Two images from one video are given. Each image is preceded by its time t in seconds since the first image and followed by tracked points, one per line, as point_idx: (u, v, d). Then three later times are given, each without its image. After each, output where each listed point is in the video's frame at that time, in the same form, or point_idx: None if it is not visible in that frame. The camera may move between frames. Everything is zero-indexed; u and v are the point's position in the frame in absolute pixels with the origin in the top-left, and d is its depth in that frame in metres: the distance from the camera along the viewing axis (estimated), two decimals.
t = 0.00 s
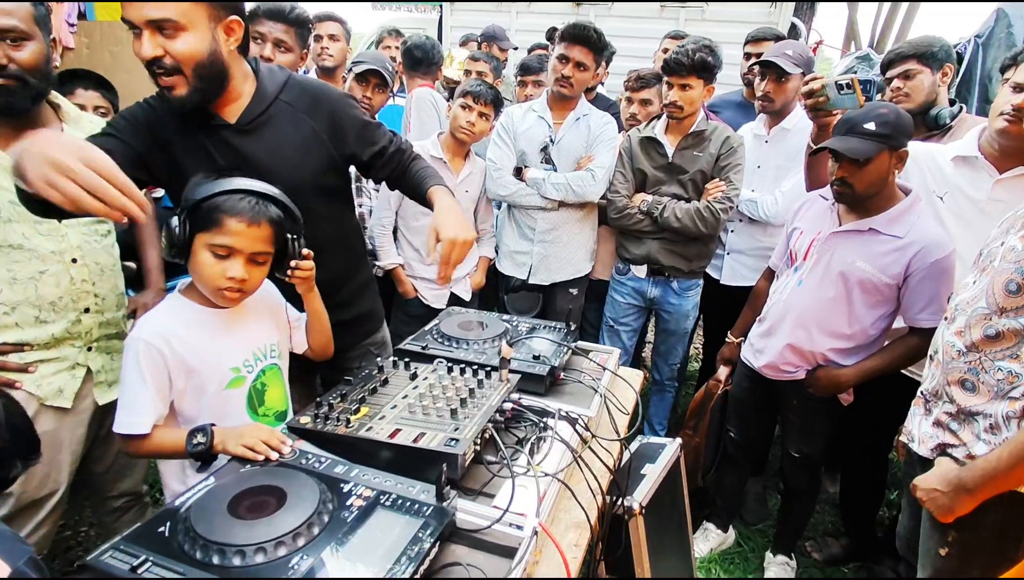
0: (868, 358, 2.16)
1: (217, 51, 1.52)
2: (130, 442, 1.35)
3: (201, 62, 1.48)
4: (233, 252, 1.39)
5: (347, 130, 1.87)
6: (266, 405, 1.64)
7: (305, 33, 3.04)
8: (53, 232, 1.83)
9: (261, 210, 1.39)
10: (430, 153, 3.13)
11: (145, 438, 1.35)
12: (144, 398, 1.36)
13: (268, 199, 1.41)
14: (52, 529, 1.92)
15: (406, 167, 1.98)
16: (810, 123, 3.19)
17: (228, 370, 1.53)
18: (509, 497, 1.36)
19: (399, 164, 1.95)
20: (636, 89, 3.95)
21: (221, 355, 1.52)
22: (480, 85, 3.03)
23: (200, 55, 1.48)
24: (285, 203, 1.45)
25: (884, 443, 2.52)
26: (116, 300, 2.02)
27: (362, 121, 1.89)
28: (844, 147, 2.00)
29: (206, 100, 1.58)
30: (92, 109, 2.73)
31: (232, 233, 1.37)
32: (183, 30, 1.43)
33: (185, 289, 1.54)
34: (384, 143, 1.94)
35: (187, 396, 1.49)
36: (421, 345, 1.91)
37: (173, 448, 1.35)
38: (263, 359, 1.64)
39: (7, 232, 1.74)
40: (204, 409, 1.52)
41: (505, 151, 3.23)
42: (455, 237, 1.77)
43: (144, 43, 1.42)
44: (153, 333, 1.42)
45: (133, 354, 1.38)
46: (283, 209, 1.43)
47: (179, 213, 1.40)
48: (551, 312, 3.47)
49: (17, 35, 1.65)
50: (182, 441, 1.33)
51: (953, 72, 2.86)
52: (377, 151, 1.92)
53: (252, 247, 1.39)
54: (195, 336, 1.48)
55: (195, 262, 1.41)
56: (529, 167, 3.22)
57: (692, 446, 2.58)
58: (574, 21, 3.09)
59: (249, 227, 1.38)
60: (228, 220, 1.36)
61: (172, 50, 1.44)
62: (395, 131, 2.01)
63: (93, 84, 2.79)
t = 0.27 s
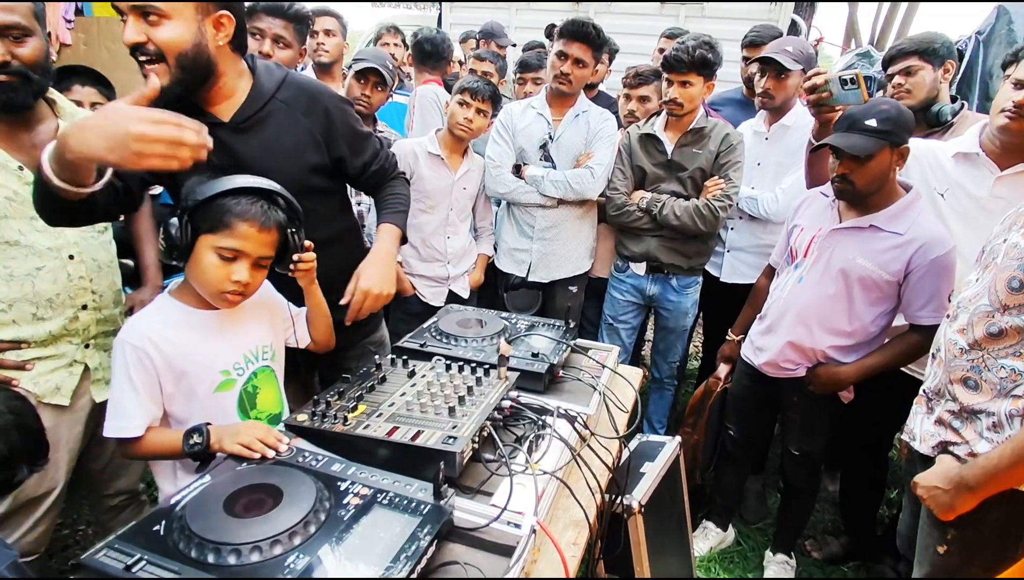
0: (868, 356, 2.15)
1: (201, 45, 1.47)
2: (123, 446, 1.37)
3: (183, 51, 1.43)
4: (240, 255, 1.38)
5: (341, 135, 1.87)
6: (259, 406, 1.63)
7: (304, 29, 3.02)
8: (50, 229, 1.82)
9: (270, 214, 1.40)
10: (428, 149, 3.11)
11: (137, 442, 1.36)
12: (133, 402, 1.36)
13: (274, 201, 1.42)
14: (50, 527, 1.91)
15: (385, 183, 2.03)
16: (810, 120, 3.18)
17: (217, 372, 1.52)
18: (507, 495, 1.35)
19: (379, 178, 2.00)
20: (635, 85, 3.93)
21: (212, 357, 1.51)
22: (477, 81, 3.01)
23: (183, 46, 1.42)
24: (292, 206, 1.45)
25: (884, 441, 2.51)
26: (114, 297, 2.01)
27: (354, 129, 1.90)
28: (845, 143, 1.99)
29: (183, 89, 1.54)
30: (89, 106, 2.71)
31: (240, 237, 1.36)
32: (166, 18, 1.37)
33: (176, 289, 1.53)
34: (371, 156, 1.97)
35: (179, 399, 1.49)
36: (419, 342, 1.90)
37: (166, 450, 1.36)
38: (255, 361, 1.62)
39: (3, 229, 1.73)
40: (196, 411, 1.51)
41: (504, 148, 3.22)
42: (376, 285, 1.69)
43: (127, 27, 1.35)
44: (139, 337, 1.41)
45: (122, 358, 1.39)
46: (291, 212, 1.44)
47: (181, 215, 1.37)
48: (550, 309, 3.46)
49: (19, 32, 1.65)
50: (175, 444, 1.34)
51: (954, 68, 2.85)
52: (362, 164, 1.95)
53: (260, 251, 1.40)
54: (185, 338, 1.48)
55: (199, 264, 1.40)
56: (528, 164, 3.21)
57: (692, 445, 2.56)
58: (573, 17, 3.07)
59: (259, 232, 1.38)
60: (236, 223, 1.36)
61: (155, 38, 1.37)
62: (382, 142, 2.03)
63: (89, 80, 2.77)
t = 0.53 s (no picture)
0: (867, 354, 2.16)
1: (203, 40, 1.49)
2: (122, 443, 1.37)
3: (184, 45, 1.46)
4: (243, 255, 1.39)
5: (341, 135, 1.88)
6: (258, 407, 1.63)
7: (305, 28, 3.01)
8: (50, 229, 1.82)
9: (269, 212, 1.41)
10: (427, 149, 3.11)
11: (137, 439, 1.37)
12: (134, 400, 1.37)
13: (272, 199, 1.42)
14: (49, 526, 1.91)
15: (382, 183, 2.04)
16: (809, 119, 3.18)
17: (218, 371, 1.52)
18: (506, 494, 1.35)
19: (376, 179, 2.02)
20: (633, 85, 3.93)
21: (212, 357, 1.51)
22: (475, 79, 3.00)
23: (183, 40, 1.45)
24: (285, 204, 1.47)
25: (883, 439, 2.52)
26: (113, 296, 2.01)
27: (355, 129, 1.91)
28: (844, 142, 1.99)
29: (183, 83, 1.52)
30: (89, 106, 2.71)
31: (242, 237, 1.37)
32: (168, 12, 1.42)
33: (177, 287, 1.53)
34: (370, 156, 1.98)
35: (179, 399, 1.49)
36: (419, 341, 1.90)
37: (165, 449, 1.37)
38: (255, 361, 1.63)
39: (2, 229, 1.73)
40: (195, 412, 1.51)
41: (503, 147, 3.22)
42: (361, 293, 1.73)
43: (130, 20, 1.41)
44: (142, 334, 1.41)
45: (123, 356, 1.39)
46: (288, 209, 1.45)
47: (180, 219, 1.37)
48: (550, 309, 3.46)
49: (22, 34, 1.67)
50: (176, 442, 1.35)
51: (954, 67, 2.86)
52: (361, 164, 1.96)
53: (262, 250, 1.41)
54: (186, 337, 1.47)
55: (202, 266, 1.39)
56: (528, 164, 3.22)
57: (692, 443, 2.57)
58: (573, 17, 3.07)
59: (261, 230, 1.38)
60: (238, 223, 1.36)
61: (157, 32, 1.42)
62: (380, 143, 2.04)
63: (89, 80, 2.76)
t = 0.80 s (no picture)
0: (866, 353, 2.16)
1: (206, 37, 1.49)
2: (122, 442, 1.37)
3: (187, 42, 1.45)
4: (241, 248, 1.38)
5: (343, 134, 1.88)
6: (255, 408, 1.63)
7: (306, 27, 3.01)
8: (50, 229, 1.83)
9: (263, 203, 1.40)
10: (427, 148, 3.11)
11: (137, 437, 1.37)
12: (134, 399, 1.37)
13: (265, 190, 1.42)
14: (50, 524, 1.91)
15: (383, 182, 2.04)
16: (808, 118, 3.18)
17: (217, 371, 1.52)
18: (507, 492, 1.36)
19: (377, 178, 2.02)
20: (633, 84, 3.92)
21: (211, 357, 1.51)
22: (474, 77, 2.99)
23: (185, 36, 1.44)
24: (279, 195, 1.46)
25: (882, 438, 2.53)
26: (113, 295, 2.01)
27: (357, 128, 1.92)
28: (844, 141, 1.99)
29: (184, 81, 1.51)
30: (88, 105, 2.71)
31: (238, 230, 1.37)
32: (172, 9, 1.41)
33: (177, 286, 1.53)
34: (371, 155, 1.98)
35: (178, 399, 1.49)
36: (419, 340, 1.91)
37: (165, 448, 1.38)
38: (254, 361, 1.63)
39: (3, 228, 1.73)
40: (194, 412, 1.51)
41: (503, 146, 3.22)
42: (358, 299, 1.75)
43: (133, 17, 1.41)
44: (142, 332, 1.41)
45: (123, 355, 1.39)
46: (282, 199, 1.45)
47: (177, 218, 1.38)
48: (550, 307, 3.46)
49: (23, 34, 1.66)
50: (177, 440, 1.35)
51: (954, 66, 2.86)
52: (362, 163, 1.97)
53: (259, 242, 1.40)
54: (186, 337, 1.48)
55: (201, 264, 1.39)
56: (528, 162, 3.22)
57: (692, 441, 2.57)
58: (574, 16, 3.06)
59: (256, 222, 1.38)
60: (232, 216, 1.36)
61: (160, 28, 1.41)
62: (381, 141, 2.05)
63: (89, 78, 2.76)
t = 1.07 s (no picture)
0: (865, 353, 2.16)
1: (222, 34, 1.50)
2: (121, 442, 1.38)
3: (204, 37, 1.46)
4: (235, 245, 1.38)
5: (345, 133, 1.88)
6: (253, 407, 1.63)
7: (305, 26, 3.00)
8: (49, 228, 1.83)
9: (256, 200, 1.40)
10: (427, 147, 3.11)
11: (136, 437, 1.37)
12: (133, 399, 1.37)
13: (258, 188, 1.42)
14: (48, 523, 1.92)
15: (386, 180, 2.03)
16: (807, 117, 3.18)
17: (215, 371, 1.52)
18: (506, 491, 1.36)
19: (378, 176, 2.01)
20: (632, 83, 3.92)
21: (209, 356, 1.51)
22: (473, 76, 2.99)
23: (202, 32, 1.45)
24: (273, 192, 1.46)
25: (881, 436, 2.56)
26: (112, 294, 2.01)
27: (360, 126, 1.91)
28: (843, 140, 2.00)
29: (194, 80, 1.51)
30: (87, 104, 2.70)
31: (231, 227, 1.37)
32: (189, 4, 1.41)
33: (175, 285, 1.54)
34: (373, 153, 1.97)
35: (176, 399, 1.49)
36: (418, 339, 1.90)
37: (163, 447, 1.38)
38: (252, 361, 1.63)
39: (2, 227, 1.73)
40: (192, 412, 1.51)
41: (503, 145, 3.22)
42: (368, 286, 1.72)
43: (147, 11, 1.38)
44: (138, 332, 1.41)
45: (122, 355, 1.39)
46: (275, 197, 1.44)
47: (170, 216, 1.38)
48: (549, 306, 3.47)
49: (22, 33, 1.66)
50: (176, 440, 1.35)
51: (953, 65, 2.86)
52: (364, 161, 1.96)
53: (253, 239, 1.40)
54: (183, 336, 1.48)
55: (195, 261, 1.39)
56: (528, 162, 3.22)
57: (691, 440, 2.58)
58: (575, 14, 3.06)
59: (249, 219, 1.38)
60: (226, 213, 1.36)
61: (176, 21, 1.41)
62: (383, 139, 2.04)
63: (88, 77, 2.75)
